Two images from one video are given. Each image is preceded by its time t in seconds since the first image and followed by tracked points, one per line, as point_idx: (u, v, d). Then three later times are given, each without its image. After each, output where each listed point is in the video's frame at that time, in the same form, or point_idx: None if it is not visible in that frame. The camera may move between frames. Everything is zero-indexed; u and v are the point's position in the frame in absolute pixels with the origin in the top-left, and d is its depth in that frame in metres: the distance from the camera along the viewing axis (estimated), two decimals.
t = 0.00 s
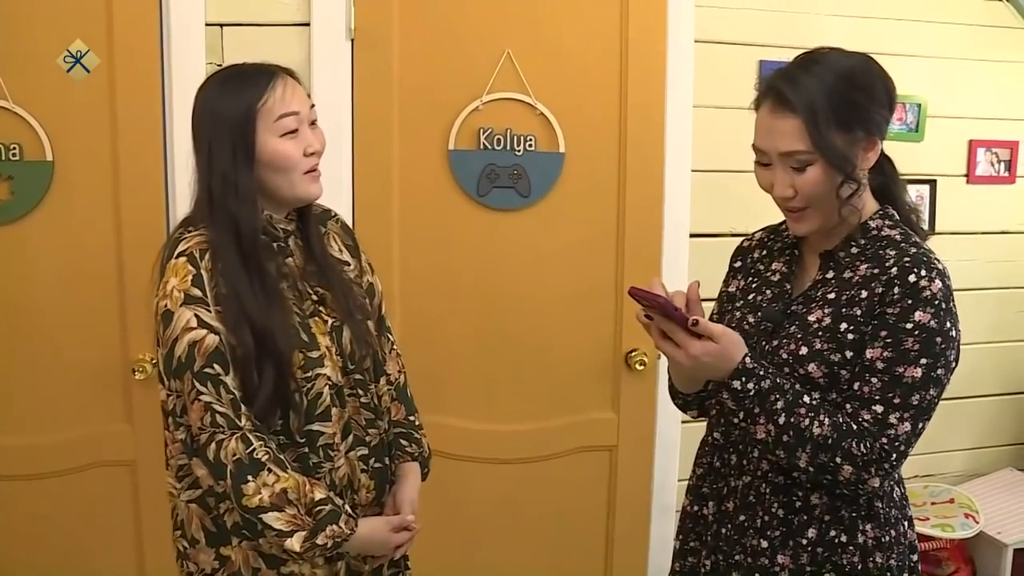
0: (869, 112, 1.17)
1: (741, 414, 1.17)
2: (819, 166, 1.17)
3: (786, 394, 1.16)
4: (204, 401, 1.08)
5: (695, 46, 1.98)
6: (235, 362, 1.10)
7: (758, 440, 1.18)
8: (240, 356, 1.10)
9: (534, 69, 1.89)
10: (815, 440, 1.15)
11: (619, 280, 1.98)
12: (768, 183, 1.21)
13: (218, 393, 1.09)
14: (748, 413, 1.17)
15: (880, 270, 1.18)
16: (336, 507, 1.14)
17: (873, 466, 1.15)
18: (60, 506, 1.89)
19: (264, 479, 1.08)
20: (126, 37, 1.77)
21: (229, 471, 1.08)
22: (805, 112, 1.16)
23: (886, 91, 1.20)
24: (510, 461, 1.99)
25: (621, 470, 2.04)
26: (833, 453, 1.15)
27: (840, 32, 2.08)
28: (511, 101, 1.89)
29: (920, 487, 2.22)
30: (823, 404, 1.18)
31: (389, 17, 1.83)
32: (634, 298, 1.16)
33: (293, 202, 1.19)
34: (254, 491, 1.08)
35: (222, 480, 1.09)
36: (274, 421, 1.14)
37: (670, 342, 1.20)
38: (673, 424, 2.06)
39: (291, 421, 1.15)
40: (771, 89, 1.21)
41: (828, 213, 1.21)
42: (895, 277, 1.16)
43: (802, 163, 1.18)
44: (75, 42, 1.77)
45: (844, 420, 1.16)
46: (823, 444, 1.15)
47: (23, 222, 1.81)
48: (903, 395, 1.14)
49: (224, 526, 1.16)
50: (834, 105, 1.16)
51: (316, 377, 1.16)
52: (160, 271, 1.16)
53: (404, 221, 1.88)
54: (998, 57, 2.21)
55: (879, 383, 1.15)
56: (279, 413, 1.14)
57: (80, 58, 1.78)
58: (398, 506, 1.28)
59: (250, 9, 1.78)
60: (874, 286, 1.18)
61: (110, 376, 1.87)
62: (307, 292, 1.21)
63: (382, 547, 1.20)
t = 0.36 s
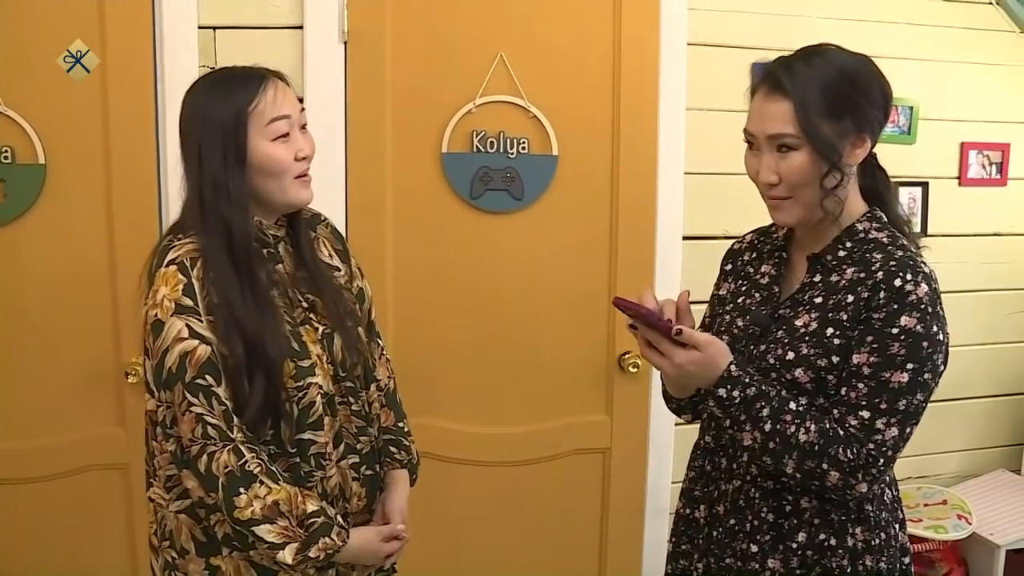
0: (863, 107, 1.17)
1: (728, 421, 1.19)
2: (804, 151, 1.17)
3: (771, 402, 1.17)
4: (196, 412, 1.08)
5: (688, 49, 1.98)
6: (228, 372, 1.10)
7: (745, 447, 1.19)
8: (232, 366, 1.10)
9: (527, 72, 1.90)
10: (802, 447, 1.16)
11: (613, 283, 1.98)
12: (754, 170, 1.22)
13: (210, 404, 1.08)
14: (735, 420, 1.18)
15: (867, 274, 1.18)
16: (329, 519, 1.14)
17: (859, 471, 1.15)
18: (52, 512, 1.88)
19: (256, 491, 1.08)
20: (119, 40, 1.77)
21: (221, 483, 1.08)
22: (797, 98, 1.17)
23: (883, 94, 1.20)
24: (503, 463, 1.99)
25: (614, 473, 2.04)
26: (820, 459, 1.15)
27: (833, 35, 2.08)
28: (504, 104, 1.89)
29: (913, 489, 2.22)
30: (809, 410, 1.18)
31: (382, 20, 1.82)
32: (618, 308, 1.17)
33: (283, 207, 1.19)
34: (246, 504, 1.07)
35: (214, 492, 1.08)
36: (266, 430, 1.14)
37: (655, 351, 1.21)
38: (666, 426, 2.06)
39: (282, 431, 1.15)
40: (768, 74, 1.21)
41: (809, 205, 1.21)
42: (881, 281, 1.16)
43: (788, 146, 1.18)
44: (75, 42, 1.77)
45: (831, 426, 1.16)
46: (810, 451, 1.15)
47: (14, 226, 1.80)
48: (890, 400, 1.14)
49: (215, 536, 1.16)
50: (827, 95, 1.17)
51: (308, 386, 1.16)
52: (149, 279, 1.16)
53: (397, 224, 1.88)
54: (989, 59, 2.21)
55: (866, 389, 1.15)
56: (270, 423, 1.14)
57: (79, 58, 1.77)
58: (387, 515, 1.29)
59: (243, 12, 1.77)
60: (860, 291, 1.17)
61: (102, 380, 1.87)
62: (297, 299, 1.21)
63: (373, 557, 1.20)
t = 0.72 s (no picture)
0: (850, 95, 1.18)
1: (710, 423, 1.20)
2: (795, 142, 1.17)
3: (752, 404, 1.17)
4: (193, 417, 1.08)
5: (686, 50, 1.98)
6: (226, 376, 1.10)
7: (729, 448, 1.20)
8: (230, 370, 1.10)
9: (525, 73, 1.90)
10: (783, 449, 1.16)
11: (610, 285, 1.99)
12: (745, 167, 1.21)
13: (207, 409, 1.08)
14: (716, 422, 1.19)
15: (852, 276, 1.17)
16: (327, 523, 1.13)
17: (843, 473, 1.14)
18: (50, 513, 1.88)
19: (254, 496, 1.08)
20: (117, 41, 1.77)
21: (218, 488, 1.07)
22: (786, 91, 1.17)
23: (871, 88, 1.20)
24: (501, 464, 1.99)
25: (612, 474, 2.04)
26: (802, 461, 1.15)
27: (832, 36, 2.09)
28: (503, 105, 1.89)
29: (911, 490, 2.23)
30: (792, 413, 1.18)
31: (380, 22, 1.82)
32: (597, 311, 1.23)
33: (282, 207, 1.19)
34: (244, 508, 1.07)
35: (211, 497, 1.08)
36: (264, 434, 1.13)
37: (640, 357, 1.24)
38: (665, 427, 2.06)
39: (280, 434, 1.14)
40: (755, 74, 1.22)
41: (802, 199, 1.20)
42: (864, 283, 1.15)
43: (778, 137, 1.18)
44: (75, 41, 1.77)
45: (813, 428, 1.15)
46: (791, 452, 1.15)
47: (11, 228, 1.79)
48: (872, 402, 1.13)
49: (212, 540, 1.15)
50: (816, 88, 1.17)
51: (306, 390, 1.16)
52: (146, 283, 1.15)
53: (395, 225, 1.88)
54: (986, 61, 2.22)
55: (848, 392, 1.15)
56: (268, 426, 1.13)
57: (79, 58, 1.77)
58: (386, 518, 1.29)
59: (241, 13, 1.77)
60: (845, 293, 1.17)
61: (100, 381, 1.86)
62: (295, 302, 1.21)
63: (371, 561, 1.20)
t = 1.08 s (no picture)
0: (839, 97, 1.18)
1: (703, 423, 1.20)
2: (781, 144, 1.17)
3: (744, 404, 1.18)
4: (194, 420, 1.08)
5: (685, 52, 1.98)
6: (227, 379, 1.10)
7: (722, 448, 1.20)
8: (231, 373, 1.10)
9: (524, 75, 1.90)
10: (775, 448, 1.15)
11: (609, 286, 1.99)
12: (735, 168, 1.22)
13: (208, 412, 1.08)
14: (709, 422, 1.20)
15: (843, 276, 1.17)
16: (327, 527, 1.13)
17: (835, 473, 1.14)
18: (48, 515, 1.88)
19: (254, 500, 1.07)
20: (116, 42, 1.77)
21: (218, 491, 1.07)
22: (772, 93, 1.17)
23: (860, 90, 1.20)
24: (499, 466, 1.99)
25: (611, 475, 2.04)
26: (794, 461, 1.15)
27: (831, 39, 2.09)
28: (502, 107, 1.89)
29: (910, 491, 2.23)
30: (784, 413, 1.18)
31: (380, 23, 1.83)
32: (590, 313, 1.25)
33: (284, 209, 1.19)
34: (244, 512, 1.07)
35: (211, 500, 1.08)
36: (265, 438, 1.13)
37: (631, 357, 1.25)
38: (664, 429, 2.06)
39: (281, 437, 1.14)
40: (745, 76, 1.22)
41: (790, 199, 1.21)
42: (855, 283, 1.14)
43: (764, 139, 1.18)
44: (75, 42, 1.77)
45: (805, 428, 1.15)
46: (783, 452, 1.15)
47: (10, 229, 1.79)
48: (863, 402, 1.12)
49: (211, 543, 1.15)
50: (803, 90, 1.17)
51: (307, 394, 1.16)
52: (146, 285, 1.16)
53: (394, 226, 1.88)
54: (984, 63, 2.22)
55: (839, 391, 1.14)
56: (269, 430, 1.13)
57: (79, 58, 1.77)
58: (387, 520, 1.29)
59: (240, 14, 1.77)
60: (836, 293, 1.16)
61: (98, 383, 1.86)
62: (296, 305, 1.21)
63: (371, 565, 1.20)
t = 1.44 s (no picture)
0: (832, 103, 1.17)
1: (701, 421, 1.20)
2: (767, 148, 1.18)
3: (742, 402, 1.18)
4: (198, 421, 1.07)
5: (684, 53, 1.98)
6: (231, 381, 1.10)
7: (720, 446, 1.20)
8: (235, 374, 1.10)
9: (523, 76, 1.90)
10: (773, 447, 1.16)
11: (608, 287, 1.99)
12: (731, 166, 1.24)
13: (212, 413, 1.08)
14: (707, 420, 1.19)
15: (842, 276, 1.17)
16: (331, 528, 1.13)
17: (833, 471, 1.14)
18: (47, 515, 1.87)
19: (257, 501, 1.07)
20: (116, 42, 1.77)
21: (223, 493, 1.07)
22: (762, 97, 1.18)
23: (858, 96, 1.19)
24: (498, 466, 1.99)
25: (610, 476, 2.04)
26: (792, 459, 1.15)
27: (830, 40, 2.09)
28: (501, 108, 1.89)
29: (909, 492, 2.23)
30: (782, 412, 1.18)
31: (379, 24, 1.83)
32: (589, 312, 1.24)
33: (286, 209, 1.19)
34: (247, 513, 1.07)
35: (214, 501, 1.08)
36: (267, 439, 1.13)
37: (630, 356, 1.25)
38: (663, 429, 2.06)
39: (283, 439, 1.14)
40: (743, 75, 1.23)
41: (777, 201, 1.22)
42: (853, 283, 1.14)
43: (753, 141, 1.20)
44: (75, 42, 1.77)
45: (803, 427, 1.15)
46: (781, 451, 1.15)
47: (9, 230, 1.79)
48: (861, 401, 1.12)
49: (213, 544, 1.15)
50: (795, 95, 1.17)
51: (310, 395, 1.16)
52: (149, 285, 1.15)
53: (393, 227, 1.88)
54: (982, 64, 2.22)
55: (838, 390, 1.14)
56: (272, 431, 1.13)
57: (79, 58, 1.77)
58: (387, 522, 1.29)
59: (239, 15, 1.77)
60: (835, 293, 1.16)
61: (97, 383, 1.86)
62: (299, 306, 1.21)
63: (372, 565, 1.20)
